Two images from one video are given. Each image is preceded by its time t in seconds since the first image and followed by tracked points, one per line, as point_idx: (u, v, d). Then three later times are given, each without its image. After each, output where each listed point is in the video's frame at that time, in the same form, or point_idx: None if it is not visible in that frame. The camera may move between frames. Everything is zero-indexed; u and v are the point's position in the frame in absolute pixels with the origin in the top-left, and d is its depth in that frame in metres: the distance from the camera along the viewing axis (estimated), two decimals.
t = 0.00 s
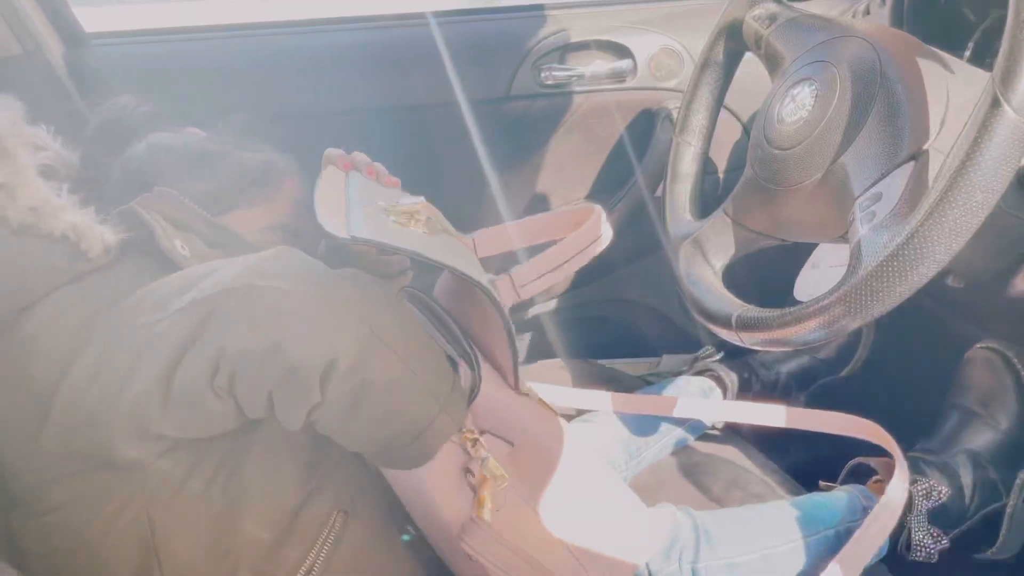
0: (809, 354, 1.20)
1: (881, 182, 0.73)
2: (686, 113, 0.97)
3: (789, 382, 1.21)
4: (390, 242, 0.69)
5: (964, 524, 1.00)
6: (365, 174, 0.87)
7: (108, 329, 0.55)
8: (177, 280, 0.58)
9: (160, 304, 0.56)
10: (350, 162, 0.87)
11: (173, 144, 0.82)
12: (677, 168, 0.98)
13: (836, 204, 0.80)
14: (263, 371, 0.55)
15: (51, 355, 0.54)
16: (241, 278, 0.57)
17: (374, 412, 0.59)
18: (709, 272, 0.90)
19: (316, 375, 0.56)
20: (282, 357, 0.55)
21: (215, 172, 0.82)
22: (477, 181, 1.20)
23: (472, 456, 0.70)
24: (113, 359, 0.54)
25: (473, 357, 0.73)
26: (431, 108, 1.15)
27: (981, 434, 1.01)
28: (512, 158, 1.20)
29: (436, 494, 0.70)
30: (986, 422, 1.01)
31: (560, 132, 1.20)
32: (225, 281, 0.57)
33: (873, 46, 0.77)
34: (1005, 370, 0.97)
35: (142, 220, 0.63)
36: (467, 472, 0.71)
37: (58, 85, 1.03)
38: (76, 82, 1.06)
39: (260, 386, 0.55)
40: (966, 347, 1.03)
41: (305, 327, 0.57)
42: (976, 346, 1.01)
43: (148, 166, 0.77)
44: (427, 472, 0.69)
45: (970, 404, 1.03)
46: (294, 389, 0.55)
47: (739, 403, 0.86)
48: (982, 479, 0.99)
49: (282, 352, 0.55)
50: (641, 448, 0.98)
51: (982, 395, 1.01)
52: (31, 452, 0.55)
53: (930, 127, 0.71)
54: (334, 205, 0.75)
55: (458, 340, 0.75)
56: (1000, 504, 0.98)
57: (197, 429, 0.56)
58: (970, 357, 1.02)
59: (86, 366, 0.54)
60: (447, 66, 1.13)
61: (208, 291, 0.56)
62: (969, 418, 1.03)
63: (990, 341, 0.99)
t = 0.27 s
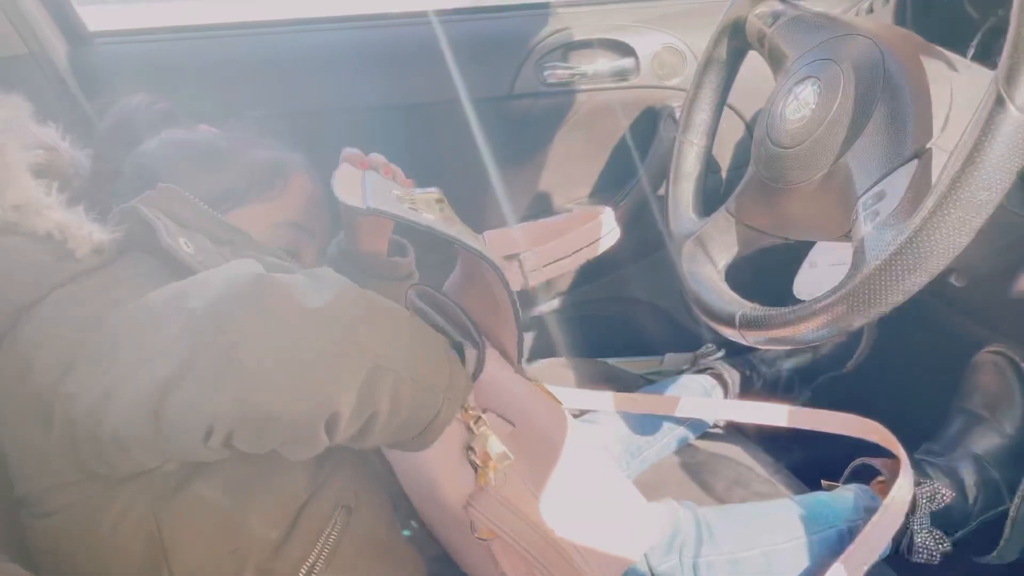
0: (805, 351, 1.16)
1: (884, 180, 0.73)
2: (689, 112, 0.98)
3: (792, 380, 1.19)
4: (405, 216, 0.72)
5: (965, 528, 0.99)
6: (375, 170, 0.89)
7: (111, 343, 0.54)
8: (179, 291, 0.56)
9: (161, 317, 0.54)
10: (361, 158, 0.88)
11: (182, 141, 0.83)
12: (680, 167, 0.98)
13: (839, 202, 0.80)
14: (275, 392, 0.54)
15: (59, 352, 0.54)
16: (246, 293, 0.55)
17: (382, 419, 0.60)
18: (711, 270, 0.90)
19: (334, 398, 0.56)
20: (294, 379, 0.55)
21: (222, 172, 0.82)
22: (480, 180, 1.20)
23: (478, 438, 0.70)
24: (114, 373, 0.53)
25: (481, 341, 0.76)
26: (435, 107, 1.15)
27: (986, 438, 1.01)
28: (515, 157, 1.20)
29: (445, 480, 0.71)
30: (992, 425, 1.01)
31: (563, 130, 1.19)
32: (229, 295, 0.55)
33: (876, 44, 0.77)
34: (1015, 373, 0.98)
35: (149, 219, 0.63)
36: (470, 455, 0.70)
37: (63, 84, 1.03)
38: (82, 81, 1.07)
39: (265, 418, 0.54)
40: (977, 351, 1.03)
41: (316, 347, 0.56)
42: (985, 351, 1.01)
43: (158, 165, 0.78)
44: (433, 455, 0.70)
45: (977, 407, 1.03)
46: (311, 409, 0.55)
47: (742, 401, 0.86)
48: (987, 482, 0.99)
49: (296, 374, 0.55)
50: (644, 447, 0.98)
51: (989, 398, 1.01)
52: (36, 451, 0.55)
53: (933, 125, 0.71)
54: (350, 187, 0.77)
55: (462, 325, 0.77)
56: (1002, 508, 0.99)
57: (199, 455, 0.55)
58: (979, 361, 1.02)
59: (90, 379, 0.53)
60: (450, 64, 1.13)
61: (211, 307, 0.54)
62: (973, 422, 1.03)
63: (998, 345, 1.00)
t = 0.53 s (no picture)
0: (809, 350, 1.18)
1: (887, 180, 0.72)
2: (691, 111, 0.98)
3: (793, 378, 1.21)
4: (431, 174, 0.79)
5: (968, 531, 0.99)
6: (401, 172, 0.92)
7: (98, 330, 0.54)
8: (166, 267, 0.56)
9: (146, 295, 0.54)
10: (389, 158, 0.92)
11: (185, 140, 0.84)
12: (682, 167, 0.98)
13: (842, 203, 0.80)
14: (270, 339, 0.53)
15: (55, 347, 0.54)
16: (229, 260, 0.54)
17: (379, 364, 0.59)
18: (713, 270, 0.90)
19: (329, 338, 0.54)
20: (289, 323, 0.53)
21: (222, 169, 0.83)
22: (482, 179, 1.20)
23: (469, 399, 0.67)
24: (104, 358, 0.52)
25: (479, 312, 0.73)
26: (436, 107, 1.15)
27: (990, 440, 1.01)
28: (517, 156, 1.20)
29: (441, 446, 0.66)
30: (996, 427, 1.01)
31: (565, 130, 1.19)
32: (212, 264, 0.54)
33: (879, 44, 0.77)
34: (1019, 376, 0.97)
35: (153, 215, 0.64)
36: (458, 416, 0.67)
37: (64, 83, 1.03)
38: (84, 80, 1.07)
39: (262, 375, 0.53)
40: (981, 353, 1.02)
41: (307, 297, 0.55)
42: (990, 353, 1.01)
43: (158, 163, 0.79)
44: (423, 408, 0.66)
45: (980, 410, 1.03)
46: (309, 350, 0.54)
47: (745, 401, 0.86)
48: (989, 484, 0.99)
49: (286, 317, 0.53)
50: (645, 447, 0.98)
51: (992, 400, 1.01)
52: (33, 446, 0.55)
53: (936, 125, 0.71)
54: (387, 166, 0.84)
55: (460, 301, 0.75)
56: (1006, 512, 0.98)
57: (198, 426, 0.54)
58: (983, 363, 1.02)
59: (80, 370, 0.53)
60: (452, 64, 1.14)
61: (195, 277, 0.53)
62: (976, 424, 1.03)
63: (1003, 348, 0.99)
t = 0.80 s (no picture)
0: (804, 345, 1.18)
1: (887, 181, 0.72)
2: (693, 112, 0.98)
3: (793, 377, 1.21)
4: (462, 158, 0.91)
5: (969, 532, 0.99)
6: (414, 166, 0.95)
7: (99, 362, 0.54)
8: (149, 321, 0.55)
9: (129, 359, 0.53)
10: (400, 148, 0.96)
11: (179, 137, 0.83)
12: (683, 167, 0.98)
13: (842, 203, 0.80)
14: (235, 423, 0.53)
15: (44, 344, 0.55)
16: (199, 346, 0.53)
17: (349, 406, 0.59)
18: (715, 271, 0.90)
19: (305, 389, 0.55)
20: (254, 402, 0.53)
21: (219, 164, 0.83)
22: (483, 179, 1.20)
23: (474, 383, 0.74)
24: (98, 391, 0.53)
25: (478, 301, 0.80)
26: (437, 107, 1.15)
27: (990, 441, 1.01)
28: (518, 156, 1.20)
29: (442, 430, 0.70)
30: (997, 428, 1.01)
31: (567, 130, 1.19)
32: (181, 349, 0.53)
33: (880, 45, 0.77)
34: (1019, 375, 0.98)
35: (144, 229, 0.62)
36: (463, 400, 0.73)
37: (65, 84, 1.03)
38: (85, 81, 1.07)
39: (244, 451, 0.53)
40: (981, 355, 1.03)
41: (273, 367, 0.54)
42: (992, 354, 1.01)
43: (156, 162, 0.79)
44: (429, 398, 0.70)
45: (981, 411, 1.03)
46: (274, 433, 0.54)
47: (747, 401, 0.86)
48: (990, 485, 0.99)
49: (249, 398, 0.53)
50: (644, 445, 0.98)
51: (992, 401, 1.01)
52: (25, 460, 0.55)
53: (937, 126, 0.71)
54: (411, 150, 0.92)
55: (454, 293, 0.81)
56: (1007, 513, 0.98)
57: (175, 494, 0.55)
58: (983, 365, 1.02)
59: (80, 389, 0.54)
60: (453, 64, 1.14)
61: (160, 362, 0.52)
62: (976, 425, 1.03)
63: (1004, 349, 0.99)
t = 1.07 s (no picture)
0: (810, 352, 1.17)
1: (887, 181, 0.72)
2: (693, 112, 0.98)
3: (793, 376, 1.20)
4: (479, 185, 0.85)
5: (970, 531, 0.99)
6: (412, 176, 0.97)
7: (88, 421, 0.53)
8: (160, 381, 0.55)
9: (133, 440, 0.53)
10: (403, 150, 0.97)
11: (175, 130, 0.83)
12: (684, 166, 0.98)
13: (842, 203, 0.80)
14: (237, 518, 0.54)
15: (43, 357, 0.56)
16: (205, 442, 0.53)
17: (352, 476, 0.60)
18: (715, 271, 0.90)
19: (316, 446, 0.57)
20: (259, 494, 0.54)
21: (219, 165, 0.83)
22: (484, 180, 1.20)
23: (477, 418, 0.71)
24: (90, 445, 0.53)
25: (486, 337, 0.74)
26: (438, 107, 1.15)
27: (989, 441, 1.01)
28: (518, 157, 1.20)
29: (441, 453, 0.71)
30: (996, 428, 1.01)
31: (567, 130, 1.19)
32: (187, 443, 0.52)
33: (880, 45, 0.77)
34: (1017, 374, 0.98)
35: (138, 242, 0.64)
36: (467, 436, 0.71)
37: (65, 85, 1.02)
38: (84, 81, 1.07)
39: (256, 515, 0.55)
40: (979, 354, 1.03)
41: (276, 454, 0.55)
42: (992, 353, 1.01)
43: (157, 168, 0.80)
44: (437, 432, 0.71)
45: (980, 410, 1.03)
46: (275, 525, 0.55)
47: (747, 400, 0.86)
48: (990, 484, 0.99)
49: (253, 491, 0.54)
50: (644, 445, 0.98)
51: (991, 400, 1.01)
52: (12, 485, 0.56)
53: (937, 126, 0.71)
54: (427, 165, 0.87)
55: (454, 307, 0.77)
56: (1007, 511, 0.98)
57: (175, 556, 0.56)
58: (982, 364, 1.02)
59: (71, 435, 0.53)
60: (453, 64, 1.14)
61: (163, 455, 0.52)
62: (976, 424, 1.03)
63: (1004, 348, 0.99)
